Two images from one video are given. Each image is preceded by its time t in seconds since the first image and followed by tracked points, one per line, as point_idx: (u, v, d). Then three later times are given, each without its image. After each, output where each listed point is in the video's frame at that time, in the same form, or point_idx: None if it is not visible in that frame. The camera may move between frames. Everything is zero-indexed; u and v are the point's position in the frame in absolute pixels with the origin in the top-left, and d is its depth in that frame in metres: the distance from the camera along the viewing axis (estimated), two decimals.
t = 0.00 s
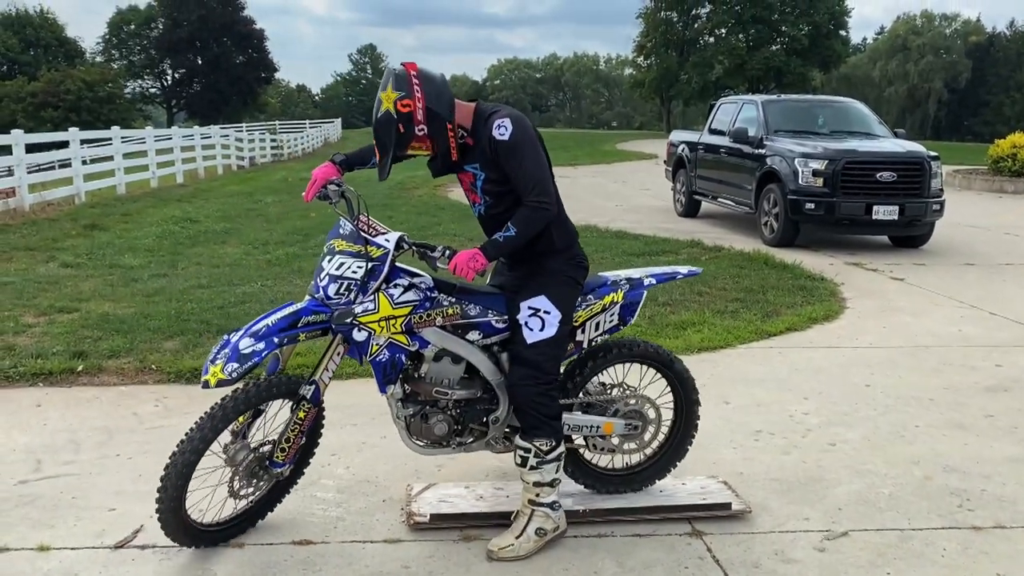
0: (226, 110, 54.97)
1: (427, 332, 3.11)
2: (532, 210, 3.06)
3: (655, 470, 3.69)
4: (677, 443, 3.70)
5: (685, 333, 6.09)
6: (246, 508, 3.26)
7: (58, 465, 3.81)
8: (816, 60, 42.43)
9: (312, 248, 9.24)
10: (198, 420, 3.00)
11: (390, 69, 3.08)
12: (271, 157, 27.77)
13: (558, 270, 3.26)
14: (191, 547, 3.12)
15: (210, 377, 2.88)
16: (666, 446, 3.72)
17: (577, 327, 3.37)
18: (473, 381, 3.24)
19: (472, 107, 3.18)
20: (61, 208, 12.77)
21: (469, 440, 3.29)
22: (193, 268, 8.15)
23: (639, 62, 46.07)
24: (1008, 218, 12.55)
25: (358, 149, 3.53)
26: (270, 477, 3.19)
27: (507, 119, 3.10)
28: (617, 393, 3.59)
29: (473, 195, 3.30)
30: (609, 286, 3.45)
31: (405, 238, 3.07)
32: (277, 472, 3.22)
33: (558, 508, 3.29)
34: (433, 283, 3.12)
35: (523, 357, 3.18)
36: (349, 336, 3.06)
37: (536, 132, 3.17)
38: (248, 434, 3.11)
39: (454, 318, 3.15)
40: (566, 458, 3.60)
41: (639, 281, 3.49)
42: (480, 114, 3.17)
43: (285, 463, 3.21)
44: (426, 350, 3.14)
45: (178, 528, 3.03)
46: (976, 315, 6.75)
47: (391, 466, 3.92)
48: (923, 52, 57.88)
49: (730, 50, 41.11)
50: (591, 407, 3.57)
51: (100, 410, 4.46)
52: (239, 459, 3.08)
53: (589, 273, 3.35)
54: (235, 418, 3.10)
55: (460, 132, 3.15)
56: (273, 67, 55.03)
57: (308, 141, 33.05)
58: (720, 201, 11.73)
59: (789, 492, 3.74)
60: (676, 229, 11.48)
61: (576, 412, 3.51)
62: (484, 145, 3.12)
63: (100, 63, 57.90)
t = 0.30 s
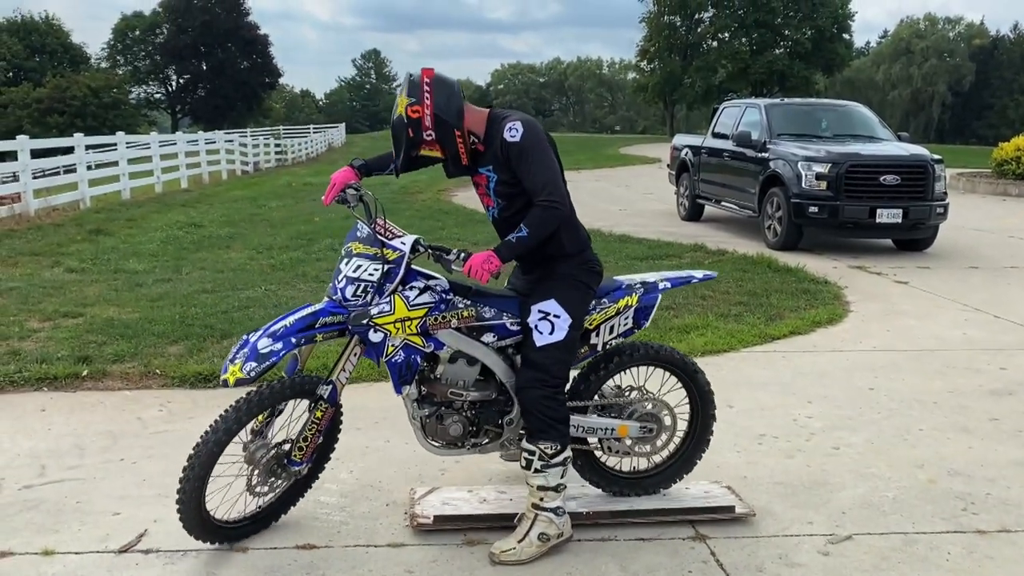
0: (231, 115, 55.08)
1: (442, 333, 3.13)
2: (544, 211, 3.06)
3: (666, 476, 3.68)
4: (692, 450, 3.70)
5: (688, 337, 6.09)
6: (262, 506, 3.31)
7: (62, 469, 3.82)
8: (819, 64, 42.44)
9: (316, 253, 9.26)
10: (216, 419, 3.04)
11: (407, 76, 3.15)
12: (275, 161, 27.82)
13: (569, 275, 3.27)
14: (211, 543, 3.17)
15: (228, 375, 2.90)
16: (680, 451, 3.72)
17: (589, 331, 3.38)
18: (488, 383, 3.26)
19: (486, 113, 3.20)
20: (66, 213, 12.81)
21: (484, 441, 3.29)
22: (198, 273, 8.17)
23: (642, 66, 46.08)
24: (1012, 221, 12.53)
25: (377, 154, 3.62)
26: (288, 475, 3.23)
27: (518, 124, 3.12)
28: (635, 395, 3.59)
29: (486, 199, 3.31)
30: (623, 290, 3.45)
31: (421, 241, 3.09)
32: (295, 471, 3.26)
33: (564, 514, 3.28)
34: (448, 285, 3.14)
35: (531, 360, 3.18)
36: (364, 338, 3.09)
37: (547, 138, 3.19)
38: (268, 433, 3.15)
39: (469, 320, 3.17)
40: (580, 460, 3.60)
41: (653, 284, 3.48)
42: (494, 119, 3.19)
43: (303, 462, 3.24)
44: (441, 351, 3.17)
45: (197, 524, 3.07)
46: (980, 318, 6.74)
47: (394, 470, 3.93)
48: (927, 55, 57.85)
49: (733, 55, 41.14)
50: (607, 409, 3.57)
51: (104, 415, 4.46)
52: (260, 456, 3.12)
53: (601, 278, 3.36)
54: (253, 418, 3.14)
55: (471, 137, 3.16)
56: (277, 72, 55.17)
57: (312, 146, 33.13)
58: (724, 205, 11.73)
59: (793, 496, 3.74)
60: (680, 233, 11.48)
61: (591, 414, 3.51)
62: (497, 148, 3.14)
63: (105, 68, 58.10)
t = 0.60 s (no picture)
0: (233, 119, 55.14)
1: (456, 334, 3.17)
2: (561, 218, 3.11)
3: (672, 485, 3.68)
4: (702, 456, 3.69)
5: (690, 340, 6.08)
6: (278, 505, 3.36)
7: (64, 473, 3.83)
8: (820, 66, 42.46)
9: (318, 256, 9.27)
10: (232, 417, 3.12)
11: (432, 82, 3.17)
12: (276, 165, 27.86)
13: (574, 275, 3.29)
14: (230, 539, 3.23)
15: (247, 370, 2.98)
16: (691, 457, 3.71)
17: (601, 335, 3.39)
18: (501, 386, 3.29)
19: (511, 120, 3.26)
20: (68, 217, 12.82)
21: (497, 443, 3.32)
22: (199, 276, 8.18)
23: (643, 69, 46.09)
24: (1013, 224, 12.52)
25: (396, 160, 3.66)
26: (304, 472, 3.29)
27: (544, 133, 3.19)
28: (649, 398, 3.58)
29: (502, 203, 3.34)
30: (635, 295, 3.46)
31: (436, 243, 3.12)
32: (311, 468, 3.31)
33: (568, 513, 3.28)
34: (462, 288, 3.19)
35: (531, 357, 3.18)
36: (380, 338, 3.13)
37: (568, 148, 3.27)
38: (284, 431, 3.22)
39: (483, 322, 3.19)
40: (591, 461, 3.60)
41: (666, 290, 3.48)
42: (518, 127, 3.25)
43: (317, 459, 3.30)
44: (455, 352, 3.21)
45: (216, 517, 3.12)
46: (982, 321, 6.73)
47: (395, 473, 3.92)
48: (928, 58, 57.88)
49: (734, 57, 41.18)
50: (619, 412, 3.57)
51: (106, 418, 4.47)
52: (279, 453, 3.20)
53: (607, 281, 3.38)
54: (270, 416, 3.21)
55: (496, 141, 3.21)
56: (279, 76, 55.25)
57: (313, 149, 33.18)
58: (725, 208, 11.73)
59: (795, 499, 3.74)
60: (681, 236, 11.49)
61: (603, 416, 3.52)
62: (520, 154, 3.20)
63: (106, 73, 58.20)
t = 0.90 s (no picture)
0: (231, 121, 55.11)
1: (465, 334, 3.18)
2: (569, 220, 3.11)
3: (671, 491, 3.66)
4: (711, 457, 3.69)
5: (688, 342, 6.09)
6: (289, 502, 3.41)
7: (61, 476, 3.82)
8: (818, 68, 42.48)
9: (317, 259, 9.27)
10: (244, 415, 3.14)
11: (438, 86, 3.17)
12: (274, 167, 27.84)
13: (591, 275, 3.31)
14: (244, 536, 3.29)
15: (256, 369, 3.01)
16: (698, 461, 3.71)
17: (610, 334, 3.39)
18: (509, 384, 3.28)
19: (518, 121, 3.28)
20: (66, 220, 12.81)
21: (506, 442, 3.34)
22: (198, 279, 8.17)
23: (641, 71, 46.09)
24: (1011, 224, 12.52)
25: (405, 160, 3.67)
26: (315, 470, 3.34)
27: (553, 132, 3.21)
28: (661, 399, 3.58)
29: (512, 203, 3.37)
30: (644, 295, 3.45)
31: (444, 243, 3.17)
32: (321, 466, 3.36)
33: (602, 506, 3.32)
34: (471, 287, 3.19)
35: (547, 359, 3.20)
36: (389, 337, 3.15)
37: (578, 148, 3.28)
38: (296, 430, 3.25)
39: (492, 322, 3.20)
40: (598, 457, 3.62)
41: (675, 290, 3.48)
42: (526, 127, 3.27)
43: (328, 457, 3.34)
44: (464, 352, 3.21)
45: (229, 515, 3.16)
46: (980, 322, 6.73)
47: (394, 476, 3.92)
48: (925, 59, 57.94)
49: (732, 59, 41.19)
50: (628, 413, 3.57)
51: (104, 421, 4.46)
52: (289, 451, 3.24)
53: (619, 279, 3.40)
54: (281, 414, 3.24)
55: (507, 140, 3.23)
56: (277, 79, 55.25)
57: (312, 151, 33.17)
58: (723, 210, 11.73)
59: (793, 500, 3.73)
60: (679, 237, 11.49)
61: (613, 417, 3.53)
62: (529, 156, 3.22)
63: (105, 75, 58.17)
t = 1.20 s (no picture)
0: (226, 122, 55.00)
1: (472, 334, 3.19)
2: (575, 221, 3.11)
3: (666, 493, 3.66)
4: (718, 458, 3.69)
5: (684, 342, 6.09)
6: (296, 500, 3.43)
7: (56, 478, 3.81)
8: (813, 68, 42.55)
9: (312, 260, 9.25)
10: (252, 410, 3.17)
11: (457, 80, 3.18)
12: (270, 168, 27.79)
13: (605, 279, 3.33)
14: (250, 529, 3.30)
15: (260, 364, 3.02)
16: (703, 465, 3.70)
17: (617, 335, 3.39)
18: (516, 384, 3.32)
19: (533, 120, 3.29)
20: (61, 222, 12.77)
21: (512, 441, 3.35)
22: (193, 280, 8.15)
23: (637, 72, 46.10)
24: (1005, 225, 12.55)
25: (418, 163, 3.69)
26: (322, 467, 3.34)
27: (566, 131, 3.21)
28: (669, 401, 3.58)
29: (524, 203, 3.38)
30: (651, 295, 3.45)
31: (450, 243, 3.14)
32: (328, 463, 3.36)
33: (601, 513, 3.31)
34: (477, 288, 3.21)
35: (562, 361, 3.21)
36: (395, 336, 3.17)
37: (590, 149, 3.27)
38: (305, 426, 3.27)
39: (498, 322, 3.21)
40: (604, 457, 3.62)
41: (682, 291, 3.47)
42: (540, 126, 3.28)
43: (335, 454, 3.34)
44: (470, 351, 3.23)
45: (233, 504, 3.17)
46: (974, 322, 6.75)
47: (390, 477, 3.92)
48: (920, 60, 58.07)
49: (728, 60, 41.24)
50: (634, 413, 3.57)
51: (98, 423, 4.45)
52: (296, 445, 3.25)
53: (630, 280, 3.41)
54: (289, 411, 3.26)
55: (522, 139, 3.24)
56: (272, 79, 55.17)
57: (307, 152, 33.11)
58: (718, 210, 11.74)
59: (789, 501, 3.74)
60: (675, 238, 11.49)
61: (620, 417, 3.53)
62: (542, 155, 3.22)
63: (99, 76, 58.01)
